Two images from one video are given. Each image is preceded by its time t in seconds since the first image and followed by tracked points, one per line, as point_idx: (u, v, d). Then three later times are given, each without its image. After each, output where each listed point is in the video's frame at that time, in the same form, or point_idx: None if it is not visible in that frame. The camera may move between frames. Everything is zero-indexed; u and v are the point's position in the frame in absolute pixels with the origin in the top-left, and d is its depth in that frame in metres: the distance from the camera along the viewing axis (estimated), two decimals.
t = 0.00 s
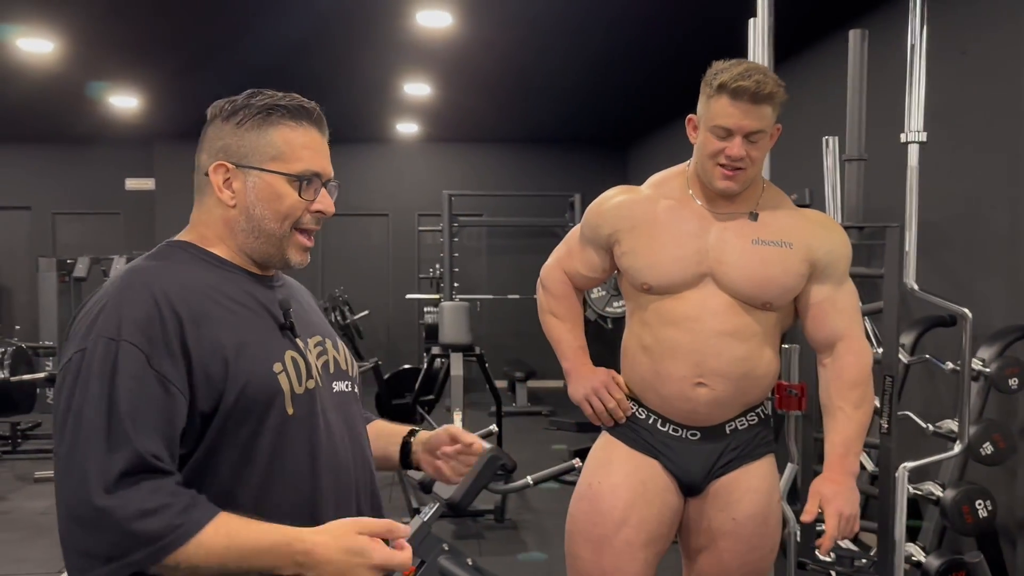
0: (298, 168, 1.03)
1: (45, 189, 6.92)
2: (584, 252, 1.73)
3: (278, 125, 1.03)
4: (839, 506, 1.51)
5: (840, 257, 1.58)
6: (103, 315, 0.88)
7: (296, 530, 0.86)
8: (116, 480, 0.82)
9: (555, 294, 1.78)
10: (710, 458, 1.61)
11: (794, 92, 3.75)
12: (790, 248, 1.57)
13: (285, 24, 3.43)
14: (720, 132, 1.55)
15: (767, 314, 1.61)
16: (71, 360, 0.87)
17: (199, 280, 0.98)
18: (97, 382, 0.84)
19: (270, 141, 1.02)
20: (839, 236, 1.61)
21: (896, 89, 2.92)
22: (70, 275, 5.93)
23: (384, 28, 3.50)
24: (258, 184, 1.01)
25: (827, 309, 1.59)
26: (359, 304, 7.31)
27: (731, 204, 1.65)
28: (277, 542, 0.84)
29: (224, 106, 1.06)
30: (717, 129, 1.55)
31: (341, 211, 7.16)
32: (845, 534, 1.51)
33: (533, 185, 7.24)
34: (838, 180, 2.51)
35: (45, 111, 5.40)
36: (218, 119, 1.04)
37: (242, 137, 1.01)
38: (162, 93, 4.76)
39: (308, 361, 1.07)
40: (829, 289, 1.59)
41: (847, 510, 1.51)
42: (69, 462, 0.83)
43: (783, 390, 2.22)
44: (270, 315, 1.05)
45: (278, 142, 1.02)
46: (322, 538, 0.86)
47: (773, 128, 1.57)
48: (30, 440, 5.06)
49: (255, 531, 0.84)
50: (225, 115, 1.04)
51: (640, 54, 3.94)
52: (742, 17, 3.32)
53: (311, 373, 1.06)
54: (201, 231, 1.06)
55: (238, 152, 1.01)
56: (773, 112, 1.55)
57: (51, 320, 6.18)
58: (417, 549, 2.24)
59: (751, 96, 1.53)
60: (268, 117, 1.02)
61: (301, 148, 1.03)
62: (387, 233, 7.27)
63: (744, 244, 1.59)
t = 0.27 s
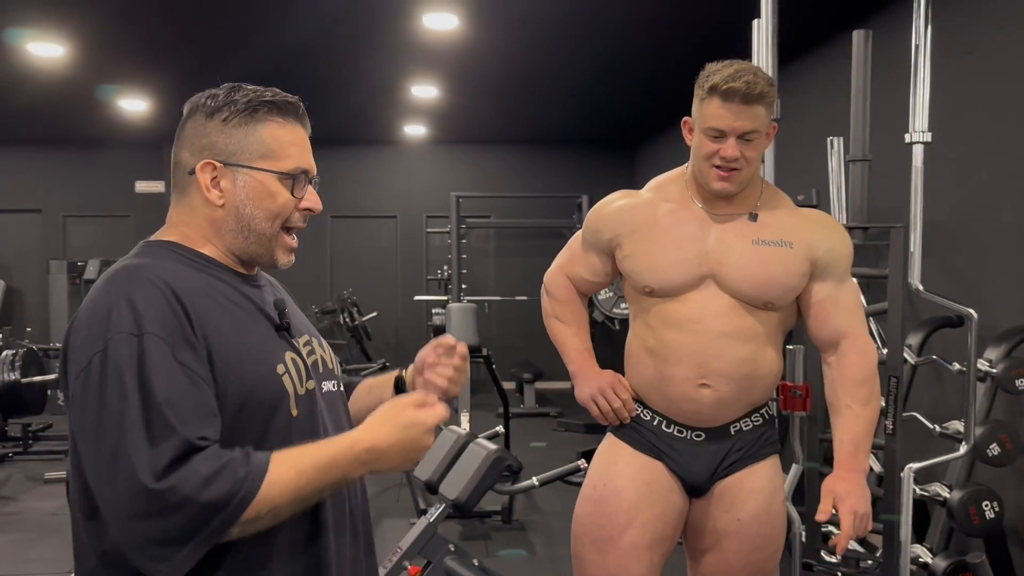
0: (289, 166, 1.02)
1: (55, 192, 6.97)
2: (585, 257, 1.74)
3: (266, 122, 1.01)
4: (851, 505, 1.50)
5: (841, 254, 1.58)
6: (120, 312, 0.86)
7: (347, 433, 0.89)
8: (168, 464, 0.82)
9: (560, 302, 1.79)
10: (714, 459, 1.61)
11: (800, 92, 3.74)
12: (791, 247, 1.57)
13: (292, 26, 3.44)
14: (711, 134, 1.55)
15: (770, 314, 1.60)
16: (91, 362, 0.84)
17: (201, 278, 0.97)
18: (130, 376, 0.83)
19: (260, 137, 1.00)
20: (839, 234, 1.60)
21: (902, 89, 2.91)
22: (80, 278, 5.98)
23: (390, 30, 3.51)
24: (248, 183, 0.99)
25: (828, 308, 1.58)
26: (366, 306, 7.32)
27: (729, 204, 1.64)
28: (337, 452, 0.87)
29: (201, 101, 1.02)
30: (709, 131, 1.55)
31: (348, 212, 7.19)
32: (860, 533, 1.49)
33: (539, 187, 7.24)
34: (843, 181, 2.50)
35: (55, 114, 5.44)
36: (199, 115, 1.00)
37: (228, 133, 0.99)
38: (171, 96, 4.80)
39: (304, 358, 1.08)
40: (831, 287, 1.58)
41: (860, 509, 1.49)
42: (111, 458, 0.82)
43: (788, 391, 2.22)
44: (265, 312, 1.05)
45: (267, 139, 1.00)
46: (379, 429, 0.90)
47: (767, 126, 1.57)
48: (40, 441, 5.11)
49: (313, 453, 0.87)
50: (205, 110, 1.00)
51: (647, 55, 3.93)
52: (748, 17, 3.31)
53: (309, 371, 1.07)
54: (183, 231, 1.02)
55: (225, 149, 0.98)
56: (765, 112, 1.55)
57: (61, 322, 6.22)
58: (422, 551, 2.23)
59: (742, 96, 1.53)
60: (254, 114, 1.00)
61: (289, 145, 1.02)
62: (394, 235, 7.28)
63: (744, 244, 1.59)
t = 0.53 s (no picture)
0: (300, 166, 1.03)
1: (62, 194, 7.02)
2: (591, 259, 1.74)
3: (277, 122, 1.01)
4: (850, 507, 1.49)
5: (845, 254, 1.58)
6: (127, 314, 0.83)
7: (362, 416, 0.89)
8: (187, 465, 0.80)
9: (569, 304, 1.79)
10: (717, 458, 1.61)
11: (806, 91, 3.73)
12: (794, 247, 1.57)
13: (297, 28, 3.46)
14: (713, 133, 1.56)
15: (774, 315, 1.60)
16: (100, 366, 0.81)
17: (201, 279, 0.96)
18: (142, 377, 0.81)
19: (272, 138, 0.99)
20: (844, 234, 1.60)
21: (908, 88, 2.90)
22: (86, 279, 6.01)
23: (394, 31, 3.52)
24: (264, 184, 0.99)
25: (833, 308, 1.57)
26: (372, 306, 7.34)
27: (732, 204, 1.64)
28: (351, 434, 0.87)
29: (197, 97, 0.98)
30: (711, 129, 1.55)
31: (354, 214, 7.21)
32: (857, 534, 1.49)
33: (544, 187, 7.24)
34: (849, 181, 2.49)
35: (63, 116, 5.47)
36: (204, 113, 0.97)
37: (241, 135, 0.97)
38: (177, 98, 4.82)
39: (301, 359, 1.07)
40: (835, 287, 1.58)
41: (859, 511, 1.49)
42: (128, 463, 0.79)
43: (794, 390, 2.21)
44: (263, 314, 1.04)
45: (280, 140, 1.00)
46: (389, 407, 0.90)
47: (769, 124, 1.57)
48: (48, 442, 5.14)
49: (329, 441, 0.87)
50: (212, 110, 0.97)
51: (653, 55, 3.93)
52: (753, 16, 3.30)
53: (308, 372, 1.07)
54: (187, 234, 0.99)
55: (239, 151, 0.97)
56: (767, 109, 1.55)
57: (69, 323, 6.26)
58: (427, 551, 2.22)
59: (744, 95, 1.53)
60: (266, 114, 0.99)
61: (298, 145, 1.03)
62: (399, 236, 7.30)
63: (748, 244, 1.59)
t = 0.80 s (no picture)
0: (316, 171, 1.04)
1: (66, 195, 7.03)
2: (604, 257, 1.75)
3: (296, 128, 1.02)
4: (847, 512, 1.50)
5: (852, 259, 1.55)
6: (135, 354, 0.81)
7: (354, 505, 0.87)
8: (175, 527, 0.79)
9: (580, 303, 1.81)
10: (716, 454, 1.61)
11: (809, 91, 3.73)
12: (797, 252, 1.56)
13: (300, 28, 3.46)
14: (719, 135, 1.56)
15: (773, 318, 1.59)
16: (102, 404, 0.79)
17: (217, 302, 0.93)
18: (143, 427, 0.79)
19: (290, 144, 1.00)
20: (853, 240, 1.58)
21: (913, 88, 2.90)
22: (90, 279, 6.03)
23: (397, 31, 3.52)
24: (282, 190, 0.99)
25: (837, 312, 1.56)
26: (374, 306, 7.35)
27: (738, 205, 1.64)
28: (340, 522, 0.86)
29: (215, 98, 0.97)
30: (717, 132, 1.55)
31: (357, 214, 7.21)
32: (851, 539, 1.50)
33: (547, 187, 7.24)
34: (854, 180, 2.49)
35: (67, 117, 5.49)
36: (222, 116, 0.96)
37: (263, 140, 0.98)
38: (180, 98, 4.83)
39: (314, 374, 1.06)
40: (841, 292, 1.56)
41: (855, 516, 1.50)
42: (119, 510, 0.78)
43: (799, 390, 2.22)
44: (278, 332, 1.02)
45: (299, 146, 1.01)
46: (381, 502, 0.88)
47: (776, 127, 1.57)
48: (52, 442, 5.15)
49: (317, 521, 0.86)
50: (234, 113, 0.97)
51: (657, 55, 3.93)
52: (756, 16, 3.30)
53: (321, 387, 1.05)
54: (198, 238, 0.98)
55: (259, 157, 0.97)
56: (775, 112, 1.54)
57: (73, 323, 6.28)
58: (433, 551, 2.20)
59: (751, 99, 1.52)
60: (286, 119, 1.01)
61: (314, 150, 1.04)
62: (402, 236, 7.31)
63: (749, 246, 1.58)
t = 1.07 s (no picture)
0: (334, 169, 1.04)
1: (63, 193, 7.01)
2: (609, 257, 1.77)
3: (315, 127, 1.02)
4: (849, 511, 1.50)
5: (854, 256, 1.55)
6: (149, 363, 0.81)
7: (341, 558, 0.85)
8: (167, 545, 0.78)
9: (584, 303, 1.83)
10: (717, 451, 1.61)
11: (810, 89, 3.73)
12: (797, 248, 1.56)
13: (299, 25, 3.45)
14: (720, 132, 1.56)
15: (774, 315, 1.59)
16: (110, 408, 0.79)
17: (236, 309, 0.92)
18: (150, 439, 0.79)
19: (310, 144, 1.00)
20: (857, 238, 1.57)
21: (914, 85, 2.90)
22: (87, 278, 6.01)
23: (397, 28, 3.51)
24: (303, 190, 1.00)
25: (839, 309, 1.56)
26: (373, 305, 7.34)
27: (742, 202, 1.64)
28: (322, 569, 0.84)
29: (234, 98, 0.97)
30: (718, 129, 1.56)
31: (356, 212, 7.20)
32: (852, 538, 1.50)
33: (546, 185, 7.24)
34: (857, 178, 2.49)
35: (64, 115, 5.47)
36: (243, 116, 0.96)
37: (283, 141, 0.97)
38: (178, 96, 4.82)
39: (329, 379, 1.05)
40: (843, 289, 1.56)
41: (855, 515, 1.50)
42: (113, 519, 0.78)
43: (804, 387, 2.21)
44: (295, 338, 1.01)
45: (318, 146, 1.01)
46: (365, 559, 0.85)
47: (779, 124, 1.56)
48: (50, 441, 5.14)
49: (302, 563, 0.84)
50: (254, 113, 0.97)
51: (657, 52, 3.92)
52: (757, 13, 3.30)
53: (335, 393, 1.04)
54: (218, 238, 0.98)
55: (280, 157, 0.97)
56: (777, 109, 1.54)
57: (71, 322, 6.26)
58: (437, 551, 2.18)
59: (752, 97, 1.51)
60: (305, 119, 1.00)
61: (332, 149, 1.04)
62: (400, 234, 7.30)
63: (749, 243, 1.59)
